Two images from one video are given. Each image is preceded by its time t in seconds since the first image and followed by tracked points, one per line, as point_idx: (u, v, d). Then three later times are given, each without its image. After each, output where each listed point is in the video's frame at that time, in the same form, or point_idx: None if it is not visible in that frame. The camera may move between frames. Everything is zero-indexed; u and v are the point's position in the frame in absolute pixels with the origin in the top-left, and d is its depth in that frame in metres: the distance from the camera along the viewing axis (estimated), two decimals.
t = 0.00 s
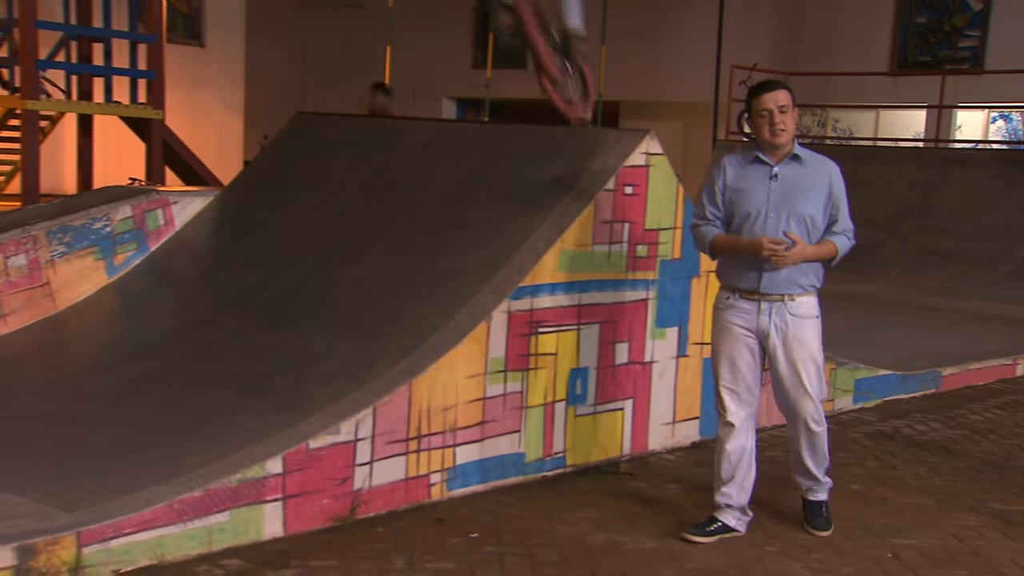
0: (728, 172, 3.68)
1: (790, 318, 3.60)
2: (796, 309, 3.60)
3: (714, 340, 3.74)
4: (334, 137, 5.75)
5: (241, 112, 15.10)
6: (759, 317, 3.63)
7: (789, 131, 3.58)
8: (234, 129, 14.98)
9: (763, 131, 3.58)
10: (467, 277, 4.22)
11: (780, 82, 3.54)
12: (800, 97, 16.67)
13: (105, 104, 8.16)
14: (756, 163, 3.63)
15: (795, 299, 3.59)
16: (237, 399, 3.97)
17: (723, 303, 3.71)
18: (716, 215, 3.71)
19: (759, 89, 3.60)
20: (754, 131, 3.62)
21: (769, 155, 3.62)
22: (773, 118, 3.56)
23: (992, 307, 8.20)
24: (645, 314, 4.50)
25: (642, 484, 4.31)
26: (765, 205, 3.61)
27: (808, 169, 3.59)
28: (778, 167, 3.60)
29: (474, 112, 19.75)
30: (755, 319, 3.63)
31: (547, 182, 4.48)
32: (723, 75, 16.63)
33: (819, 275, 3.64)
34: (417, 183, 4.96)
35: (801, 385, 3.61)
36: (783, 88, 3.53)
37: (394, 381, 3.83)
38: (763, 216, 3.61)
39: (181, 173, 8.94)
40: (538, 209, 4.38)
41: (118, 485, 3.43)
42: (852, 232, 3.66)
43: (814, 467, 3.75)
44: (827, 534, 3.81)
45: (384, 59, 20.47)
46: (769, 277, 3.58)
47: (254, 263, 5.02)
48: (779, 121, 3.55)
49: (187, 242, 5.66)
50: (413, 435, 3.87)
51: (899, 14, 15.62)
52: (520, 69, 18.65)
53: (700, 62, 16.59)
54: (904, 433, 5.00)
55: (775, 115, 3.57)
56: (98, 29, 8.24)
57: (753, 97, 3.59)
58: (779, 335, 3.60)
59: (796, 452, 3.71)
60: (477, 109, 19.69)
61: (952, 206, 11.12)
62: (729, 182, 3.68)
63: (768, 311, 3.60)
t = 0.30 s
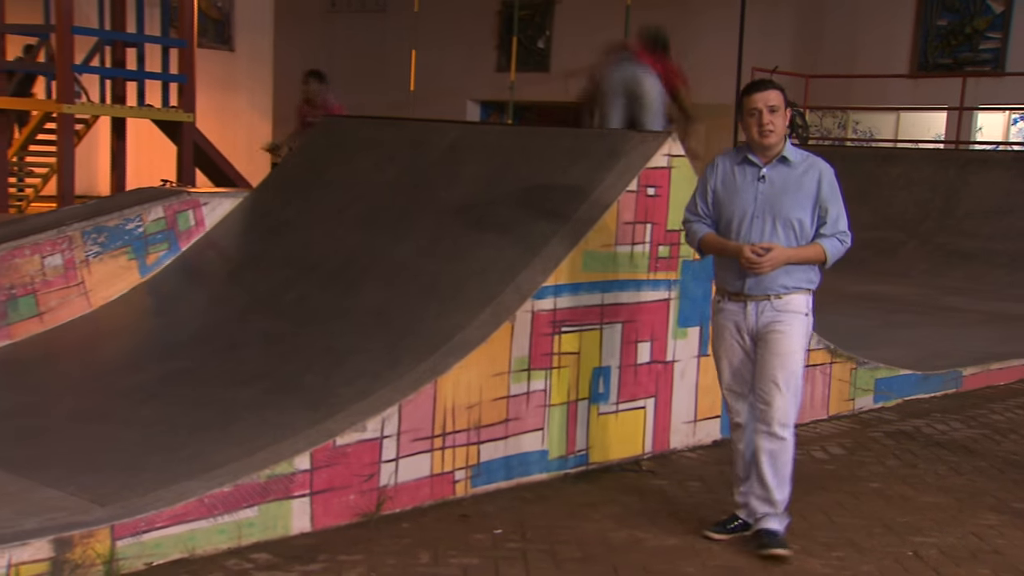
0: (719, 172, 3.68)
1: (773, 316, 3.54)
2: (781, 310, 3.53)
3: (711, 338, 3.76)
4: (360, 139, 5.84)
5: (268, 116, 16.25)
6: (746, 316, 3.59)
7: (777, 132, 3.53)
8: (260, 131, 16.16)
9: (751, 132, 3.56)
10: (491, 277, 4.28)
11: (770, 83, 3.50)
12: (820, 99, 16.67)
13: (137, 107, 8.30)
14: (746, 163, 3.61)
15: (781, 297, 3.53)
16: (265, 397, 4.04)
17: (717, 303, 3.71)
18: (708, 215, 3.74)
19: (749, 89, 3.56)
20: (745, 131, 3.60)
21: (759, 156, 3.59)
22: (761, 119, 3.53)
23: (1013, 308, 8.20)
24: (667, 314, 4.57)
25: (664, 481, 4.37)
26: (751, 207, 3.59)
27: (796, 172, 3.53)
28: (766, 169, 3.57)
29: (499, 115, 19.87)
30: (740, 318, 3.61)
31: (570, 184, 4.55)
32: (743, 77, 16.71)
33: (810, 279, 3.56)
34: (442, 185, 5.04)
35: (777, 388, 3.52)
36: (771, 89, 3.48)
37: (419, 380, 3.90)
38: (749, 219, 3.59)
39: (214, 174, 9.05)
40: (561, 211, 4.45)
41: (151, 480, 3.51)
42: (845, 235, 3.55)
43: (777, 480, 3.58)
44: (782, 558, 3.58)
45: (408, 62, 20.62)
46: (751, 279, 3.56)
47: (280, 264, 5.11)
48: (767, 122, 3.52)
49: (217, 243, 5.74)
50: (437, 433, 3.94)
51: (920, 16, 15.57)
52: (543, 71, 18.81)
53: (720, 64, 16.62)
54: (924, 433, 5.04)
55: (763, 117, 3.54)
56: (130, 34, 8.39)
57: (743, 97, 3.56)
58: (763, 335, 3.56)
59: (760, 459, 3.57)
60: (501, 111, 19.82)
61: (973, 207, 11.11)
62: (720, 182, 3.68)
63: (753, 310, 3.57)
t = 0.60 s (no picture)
0: (721, 177, 3.64)
1: (755, 326, 3.46)
2: (763, 321, 3.44)
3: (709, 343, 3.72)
4: (384, 142, 5.93)
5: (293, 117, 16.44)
6: (732, 324, 3.53)
7: (776, 138, 3.45)
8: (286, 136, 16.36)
9: (751, 137, 3.50)
10: (514, 278, 4.35)
11: (773, 89, 3.43)
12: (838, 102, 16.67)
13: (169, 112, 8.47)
14: (746, 169, 3.55)
15: (764, 307, 3.43)
16: (291, 395, 4.11)
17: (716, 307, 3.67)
18: (709, 220, 3.70)
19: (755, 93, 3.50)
20: (748, 136, 3.54)
21: (759, 162, 3.52)
22: (761, 124, 3.46)
23: None
24: (687, 314, 4.65)
25: (684, 480, 4.43)
26: (744, 213, 3.52)
27: (792, 179, 3.45)
28: (764, 175, 3.49)
29: (521, 117, 20.00)
30: (726, 324, 3.56)
31: (591, 186, 4.62)
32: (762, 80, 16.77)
33: (801, 292, 3.44)
34: (465, 188, 5.13)
35: (750, 400, 3.44)
36: (772, 95, 3.42)
37: (443, 378, 3.96)
38: (741, 224, 3.52)
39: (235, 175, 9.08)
40: (582, 212, 4.51)
41: (181, 476, 3.59)
42: (840, 248, 3.43)
43: (748, 495, 3.51)
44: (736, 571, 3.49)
45: (432, 67, 20.75)
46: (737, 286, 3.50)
47: (305, 265, 5.19)
48: (766, 128, 3.45)
49: (245, 244, 5.84)
50: (460, 431, 3.99)
51: (938, 19, 15.53)
52: (565, 75, 18.92)
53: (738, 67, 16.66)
54: (943, 432, 5.09)
55: (763, 122, 3.47)
56: (161, 40, 8.55)
57: (747, 102, 3.51)
58: (744, 345, 3.48)
59: (734, 470, 3.52)
60: (523, 114, 19.95)
61: (991, 208, 11.12)
62: (721, 187, 3.63)
63: (737, 317, 3.50)
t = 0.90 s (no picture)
0: (728, 174, 3.59)
1: (766, 328, 3.43)
2: (774, 322, 3.41)
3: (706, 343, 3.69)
4: (410, 146, 6.04)
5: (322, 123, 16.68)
6: (740, 324, 3.50)
7: (787, 131, 3.41)
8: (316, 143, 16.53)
9: (760, 130, 3.46)
10: (538, 278, 4.43)
11: (785, 79, 3.40)
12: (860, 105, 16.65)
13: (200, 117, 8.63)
14: (755, 164, 3.51)
15: (775, 309, 3.40)
16: (319, 394, 4.18)
17: (719, 307, 3.64)
18: (715, 219, 3.65)
19: (765, 85, 3.47)
20: (757, 129, 3.50)
21: (768, 158, 3.49)
22: (772, 116, 3.43)
23: None
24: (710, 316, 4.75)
25: (706, 479, 4.49)
26: (753, 210, 3.48)
27: (801, 175, 3.42)
28: (773, 171, 3.46)
29: (545, 121, 20.11)
30: (735, 326, 3.54)
31: (615, 188, 4.69)
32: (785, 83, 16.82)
33: (809, 291, 3.42)
34: (491, 191, 5.21)
35: (765, 404, 3.42)
36: (784, 85, 3.38)
37: (469, 377, 4.02)
38: (748, 222, 3.48)
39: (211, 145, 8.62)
40: (605, 214, 4.58)
41: (213, 472, 3.66)
42: (850, 246, 3.39)
43: (764, 500, 3.50)
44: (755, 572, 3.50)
45: (458, 71, 20.87)
46: (746, 285, 3.47)
47: (331, 267, 5.27)
48: (777, 120, 3.42)
49: (275, 245, 5.94)
50: (486, 429, 4.06)
51: (961, 22, 15.47)
52: (588, 78, 18.99)
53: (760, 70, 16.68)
54: (964, 433, 5.12)
55: (774, 113, 3.43)
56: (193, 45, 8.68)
57: (756, 94, 3.47)
58: (754, 347, 3.45)
59: (748, 475, 3.52)
60: (547, 117, 20.04)
61: (1014, 210, 11.12)
62: (728, 184, 3.59)
63: (747, 318, 3.47)
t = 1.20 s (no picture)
0: (724, 177, 3.50)
1: (774, 334, 3.37)
2: (782, 329, 3.35)
3: (700, 347, 3.57)
4: (437, 149, 6.13)
5: (352, 123, 16.60)
6: (746, 330, 3.42)
7: (784, 133, 3.32)
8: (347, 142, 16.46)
9: (756, 132, 3.37)
10: (564, 279, 4.50)
11: (779, 81, 3.29)
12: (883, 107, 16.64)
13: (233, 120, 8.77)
14: (753, 168, 3.42)
15: (782, 316, 3.34)
16: (349, 393, 4.25)
17: (717, 311, 3.54)
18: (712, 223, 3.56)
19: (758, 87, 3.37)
20: (753, 132, 3.41)
21: (766, 160, 3.40)
22: (768, 119, 3.33)
23: None
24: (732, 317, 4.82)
25: (730, 478, 4.54)
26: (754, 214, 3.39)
27: (803, 178, 3.33)
28: (773, 174, 3.37)
29: (569, 124, 20.20)
30: (740, 331, 3.43)
31: (639, 189, 4.75)
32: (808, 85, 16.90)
33: (813, 294, 3.36)
34: (517, 193, 5.29)
35: (779, 409, 3.38)
36: (779, 87, 3.28)
37: (495, 377, 4.07)
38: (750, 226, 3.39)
39: (187, 147, 8.84)
40: (630, 216, 4.64)
41: (245, 468, 3.72)
42: (855, 247, 3.32)
43: (783, 503, 3.48)
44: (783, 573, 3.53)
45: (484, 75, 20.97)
46: (754, 291, 3.38)
47: (359, 269, 5.34)
48: (774, 122, 3.32)
49: (304, 246, 6.03)
50: (512, 428, 4.11)
51: (984, 24, 15.43)
52: (612, 82, 19.05)
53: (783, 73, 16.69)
54: (987, 433, 5.16)
55: (770, 115, 3.33)
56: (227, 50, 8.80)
57: (750, 95, 3.37)
58: (763, 353, 3.39)
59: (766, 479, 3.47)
60: (572, 120, 20.11)
61: None
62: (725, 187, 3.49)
63: (753, 324, 3.39)
